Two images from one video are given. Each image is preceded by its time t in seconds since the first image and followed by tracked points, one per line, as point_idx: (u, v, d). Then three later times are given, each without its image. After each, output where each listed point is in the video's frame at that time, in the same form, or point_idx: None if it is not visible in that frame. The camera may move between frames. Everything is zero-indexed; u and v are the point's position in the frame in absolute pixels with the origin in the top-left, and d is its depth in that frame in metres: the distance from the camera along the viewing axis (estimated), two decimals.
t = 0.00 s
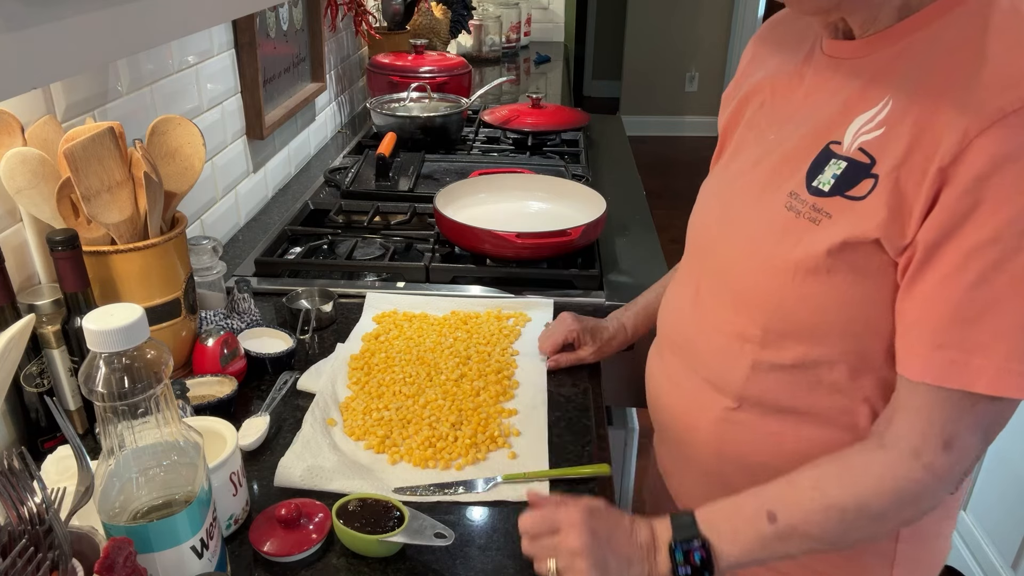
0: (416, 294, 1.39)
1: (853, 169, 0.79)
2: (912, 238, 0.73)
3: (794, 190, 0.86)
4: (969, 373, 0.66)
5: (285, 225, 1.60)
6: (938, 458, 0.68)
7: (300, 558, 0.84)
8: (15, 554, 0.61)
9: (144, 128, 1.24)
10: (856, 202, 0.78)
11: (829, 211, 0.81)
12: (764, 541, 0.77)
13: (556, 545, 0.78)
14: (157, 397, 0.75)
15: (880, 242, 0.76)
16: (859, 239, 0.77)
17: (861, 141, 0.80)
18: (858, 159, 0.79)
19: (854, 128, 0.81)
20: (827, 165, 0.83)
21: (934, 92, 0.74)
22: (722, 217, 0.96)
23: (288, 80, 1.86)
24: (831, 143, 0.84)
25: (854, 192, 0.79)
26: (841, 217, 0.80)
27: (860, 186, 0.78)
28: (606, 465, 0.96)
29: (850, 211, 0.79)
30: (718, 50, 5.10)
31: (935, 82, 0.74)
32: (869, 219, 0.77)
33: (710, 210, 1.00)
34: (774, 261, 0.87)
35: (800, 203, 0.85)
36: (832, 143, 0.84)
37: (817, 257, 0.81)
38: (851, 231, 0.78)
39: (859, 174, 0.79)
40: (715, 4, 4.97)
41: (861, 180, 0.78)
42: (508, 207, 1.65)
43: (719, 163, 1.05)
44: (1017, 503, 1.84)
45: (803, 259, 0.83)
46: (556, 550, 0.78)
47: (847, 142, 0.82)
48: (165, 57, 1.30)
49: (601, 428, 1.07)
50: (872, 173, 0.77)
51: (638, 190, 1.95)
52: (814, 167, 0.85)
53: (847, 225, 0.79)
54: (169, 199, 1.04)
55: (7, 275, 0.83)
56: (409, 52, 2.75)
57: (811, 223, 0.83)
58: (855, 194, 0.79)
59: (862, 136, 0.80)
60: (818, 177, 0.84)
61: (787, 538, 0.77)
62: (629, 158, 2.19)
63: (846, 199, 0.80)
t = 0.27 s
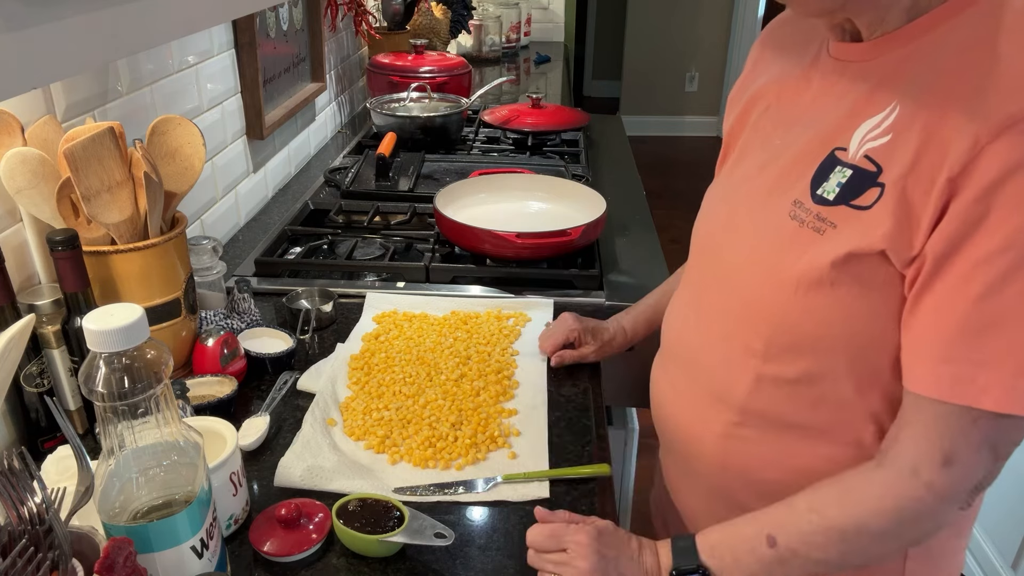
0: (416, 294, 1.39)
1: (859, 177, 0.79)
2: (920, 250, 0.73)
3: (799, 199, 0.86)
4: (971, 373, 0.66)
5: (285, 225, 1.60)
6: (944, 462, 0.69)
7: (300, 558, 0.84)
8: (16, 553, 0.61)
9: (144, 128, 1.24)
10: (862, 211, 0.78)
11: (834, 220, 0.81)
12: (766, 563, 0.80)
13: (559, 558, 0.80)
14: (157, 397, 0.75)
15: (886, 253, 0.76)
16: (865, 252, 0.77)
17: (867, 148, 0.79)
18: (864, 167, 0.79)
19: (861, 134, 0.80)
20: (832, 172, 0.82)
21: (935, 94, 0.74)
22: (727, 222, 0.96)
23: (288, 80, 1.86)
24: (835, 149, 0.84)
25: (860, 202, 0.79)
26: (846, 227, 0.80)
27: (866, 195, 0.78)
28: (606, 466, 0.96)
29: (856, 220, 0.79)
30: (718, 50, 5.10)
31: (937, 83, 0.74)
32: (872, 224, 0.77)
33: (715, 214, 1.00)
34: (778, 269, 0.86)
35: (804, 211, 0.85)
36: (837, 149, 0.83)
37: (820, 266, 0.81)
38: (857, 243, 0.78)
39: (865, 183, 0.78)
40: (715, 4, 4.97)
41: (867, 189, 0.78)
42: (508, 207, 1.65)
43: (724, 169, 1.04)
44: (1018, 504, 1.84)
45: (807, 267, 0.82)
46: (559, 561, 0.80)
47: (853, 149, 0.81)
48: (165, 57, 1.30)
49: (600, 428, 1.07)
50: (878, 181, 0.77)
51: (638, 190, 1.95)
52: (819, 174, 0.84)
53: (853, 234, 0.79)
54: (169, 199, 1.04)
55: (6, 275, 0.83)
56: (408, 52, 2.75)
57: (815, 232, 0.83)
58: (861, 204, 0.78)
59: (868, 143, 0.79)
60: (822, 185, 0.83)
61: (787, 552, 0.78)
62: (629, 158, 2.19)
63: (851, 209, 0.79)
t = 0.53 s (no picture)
0: (416, 294, 1.39)
1: (865, 190, 0.78)
2: (929, 266, 0.72)
3: (804, 213, 0.85)
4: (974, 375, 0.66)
5: (285, 225, 1.60)
6: (947, 465, 0.68)
7: (301, 558, 0.84)
8: (16, 554, 0.61)
9: (144, 128, 1.24)
10: (868, 226, 0.77)
11: (839, 235, 0.80)
12: (766, 571, 0.80)
13: (560, 551, 0.81)
14: (157, 397, 0.75)
15: (893, 271, 0.75)
16: (871, 268, 0.76)
17: (873, 160, 0.78)
18: (870, 180, 0.78)
19: (867, 146, 0.80)
20: (839, 186, 0.82)
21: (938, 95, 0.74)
22: (732, 236, 0.95)
23: (288, 80, 1.86)
24: (842, 161, 0.83)
25: (865, 216, 0.77)
26: (851, 243, 0.78)
27: (872, 209, 0.77)
28: (606, 465, 0.96)
29: (862, 235, 0.77)
30: (718, 50, 5.10)
31: (937, 82, 0.74)
32: (878, 238, 0.76)
33: (719, 229, 0.99)
34: (783, 286, 0.85)
35: (809, 226, 0.84)
36: (843, 162, 0.83)
37: (826, 283, 0.80)
38: (863, 259, 0.76)
39: (871, 197, 0.77)
40: (715, 4, 4.97)
41: (874, 203, 0.77)
42: (508, 206, 1.65)
43: (729, 178, 1.04)
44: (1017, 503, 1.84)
45: (812, 284, 0.81)
46: (559, 553, 0.80)
47: (860, 162, 0.80)
48: (165, 57, 1.30)
49: (600, 428, 1.07)
50: (885, 195, 0.76)
51: (638, 190, 1.95)
52: (825, 188, 0.84)
53: (859, 251, 0.77)
54: (169, 199, 1.04)
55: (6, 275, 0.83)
56: (408, 52, 2.75)
57: (820, 248, 0.82)
58: (866, 218, 0.77)
59: (874, 155, 0.79)
60: (828, 200, 0.82)
61: (786, 559, 0.78)
62: (629, 158, 2.19)
63: (856, 223, 0.78)
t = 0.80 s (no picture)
0: (416, 294, 1.39)
1: (878, 205, 0.77)
2: (944, 284, 0.71)
3: (814, 227, 0.83)
4: (975, 374, 0.66)
5: (285, 225, 1.60)
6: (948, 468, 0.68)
7: (300, 558, 0.84)
8: (16, 554, 0.61)
9: (144, 128, 1.24)
10: (880, 242, 0.76)
11: (850, 251, 0.79)
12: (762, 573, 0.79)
13: (543, 545, 0.81)
14: (157, 397, 0.75)
15: (906, 289, 0.74)
16: (883, 286, 0.75)
17: (886, 173, 0.77)
18: (883, 195, 0.76)
19: (879, 159, 0.78)
20: (849, 200, 0.80)
21: (939, 95, 0.74)
22: (739, 249, 0.93)
23: (288, 80, 1.86)
24: (853, 173, 0.81)
25: (878, 232, 0.76)
26: (864, 259, 0.77)
27: (884, 225, 0.76)
28: (606, 465, 0.96)
29: (874, 251, 0.76)
30: (718, 50, 5.10)
31: (938, 85, 0.74)
32: (891, 254, 0.74)
33: (726, 242, 0.97)
34: (793, 301, 0.84)
35: (819, 241, 0.82)
36: (854, 175, 0.81)
37: (837, 300, 0.79)
38: (877, 277, 0.75)
39: (884, 212, 0.76)
40: (715, 5, 4.97)
41: (886, 219, 0.75)
42: (508, 207, 1.65)
43: (735, 190, 1.02)
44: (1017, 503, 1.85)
45: (823, 301, 0.80)
46: (544, 548, 0.81)
47: (872, 175, 0.79)
48: (165, 57, 1.30)
49: (600, 428, 1.07)
50: (898, 211, 0.74)
51: (638, 190, 1.95)
52: (835, 202, 0.82)
53: (872, 267, 0.76)
54: (169, 199, 1.04)
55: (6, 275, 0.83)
56: (408, 52, 2.75)
57: (831, 263, 0.80)
58: (879, 234, 0.76)
59: (887, 169, 0.77)
60: (838, 214, 0.81)
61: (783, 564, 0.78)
62: (629, 158, 2.19)
63: (869, 239, 0.77)
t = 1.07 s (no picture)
0: (416, 294, 1.39)
1: (888, 217, 0.76)
2: (952, 304, 0.70)
3: (823, 239, 0.83)
4: (981, 393, 0.65)
5: (285, 225, 1.60)
6: (948, 471, 0.68)
7: (300, 558, 0.84)
8: (16, 553, 0.61)
9: (144, 128, 1.24)
10: (889, 256, 0.75)
11: (858, 265, 0.78)
12: None
13: (549, 546, 0.81)
14: (157, 397, 0.75)
15: (913, 306, 0.73)
16: (890, 303, 0.75)
17: (898, 186, 0.76)
18: (893, 208, 0.76)
19: (893, 170, 0.78)
20: (861, 212, 0.80)
21: (945, 102, 0.74)
22: (748, 255, 0.93)
23: (288, 80, 1.86)
24: (867, 184, 0.81)
25: (888, 246, 0.76)
26: (872, 275, 0.77)
27: (894, 238, 0.75)
28: (606, 465, 0.96)
29: (882, 265, 0.76)
30: (718, 50, 5.10)
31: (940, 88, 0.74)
32: (898, 270, 0.74)
33: (734, 248, 0.97)
34: (799, 312, 0.84)
35: (826, 253, 0.82)
36: (867, 185, 0.81)
37: (842, 315, 0.79)
38: (885, 293, 0.75)
39: (894, 225, 0.75)
40: (714, 4, 4.97)
41: (896, 232, 0.75)
42: (508, 206, 1.65)
43: (747, 196, 1.01)
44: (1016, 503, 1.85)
45: (831, 315, 0.80)
46: (549, 548, 0.81)
47: (884, 186, 0.78)
48: (165, 57, 1.30)
49: (600, 428, 1.07)
50: (909, 225, 0.74)
51: (638, 190, 1.95)
52: (846, 213, 0.82)
53: (877, 283, 0.76)
54: (169, 199, 1.04)
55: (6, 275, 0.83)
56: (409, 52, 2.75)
57: (837, 277, 0.80)
58: (889, 248, 0.75)
59: (900, 180, 0.76)
60: (849, 226, 0.81)
61: None
62: (629, 158, 2.19)
63: (878, 253, 0.76)
